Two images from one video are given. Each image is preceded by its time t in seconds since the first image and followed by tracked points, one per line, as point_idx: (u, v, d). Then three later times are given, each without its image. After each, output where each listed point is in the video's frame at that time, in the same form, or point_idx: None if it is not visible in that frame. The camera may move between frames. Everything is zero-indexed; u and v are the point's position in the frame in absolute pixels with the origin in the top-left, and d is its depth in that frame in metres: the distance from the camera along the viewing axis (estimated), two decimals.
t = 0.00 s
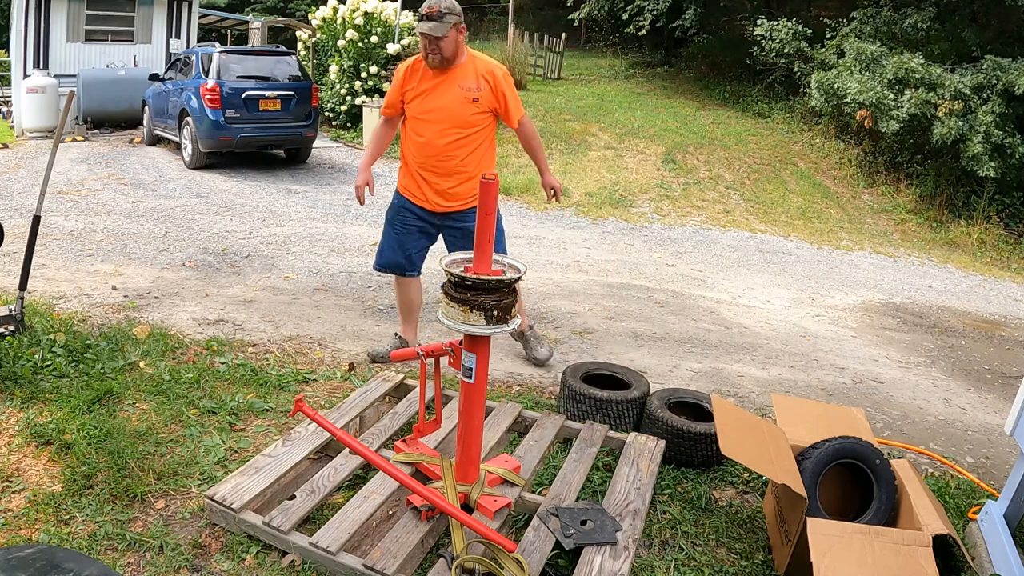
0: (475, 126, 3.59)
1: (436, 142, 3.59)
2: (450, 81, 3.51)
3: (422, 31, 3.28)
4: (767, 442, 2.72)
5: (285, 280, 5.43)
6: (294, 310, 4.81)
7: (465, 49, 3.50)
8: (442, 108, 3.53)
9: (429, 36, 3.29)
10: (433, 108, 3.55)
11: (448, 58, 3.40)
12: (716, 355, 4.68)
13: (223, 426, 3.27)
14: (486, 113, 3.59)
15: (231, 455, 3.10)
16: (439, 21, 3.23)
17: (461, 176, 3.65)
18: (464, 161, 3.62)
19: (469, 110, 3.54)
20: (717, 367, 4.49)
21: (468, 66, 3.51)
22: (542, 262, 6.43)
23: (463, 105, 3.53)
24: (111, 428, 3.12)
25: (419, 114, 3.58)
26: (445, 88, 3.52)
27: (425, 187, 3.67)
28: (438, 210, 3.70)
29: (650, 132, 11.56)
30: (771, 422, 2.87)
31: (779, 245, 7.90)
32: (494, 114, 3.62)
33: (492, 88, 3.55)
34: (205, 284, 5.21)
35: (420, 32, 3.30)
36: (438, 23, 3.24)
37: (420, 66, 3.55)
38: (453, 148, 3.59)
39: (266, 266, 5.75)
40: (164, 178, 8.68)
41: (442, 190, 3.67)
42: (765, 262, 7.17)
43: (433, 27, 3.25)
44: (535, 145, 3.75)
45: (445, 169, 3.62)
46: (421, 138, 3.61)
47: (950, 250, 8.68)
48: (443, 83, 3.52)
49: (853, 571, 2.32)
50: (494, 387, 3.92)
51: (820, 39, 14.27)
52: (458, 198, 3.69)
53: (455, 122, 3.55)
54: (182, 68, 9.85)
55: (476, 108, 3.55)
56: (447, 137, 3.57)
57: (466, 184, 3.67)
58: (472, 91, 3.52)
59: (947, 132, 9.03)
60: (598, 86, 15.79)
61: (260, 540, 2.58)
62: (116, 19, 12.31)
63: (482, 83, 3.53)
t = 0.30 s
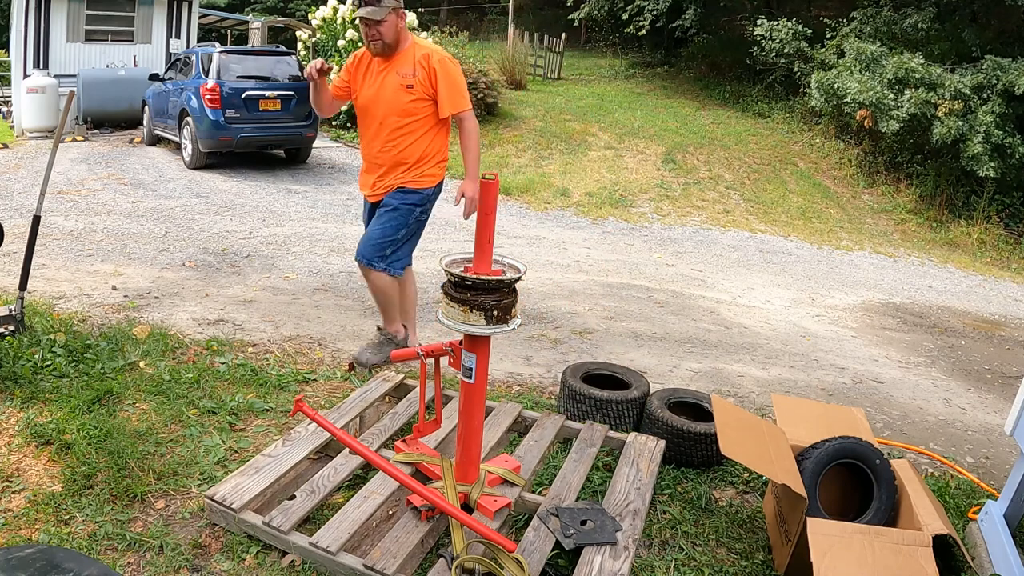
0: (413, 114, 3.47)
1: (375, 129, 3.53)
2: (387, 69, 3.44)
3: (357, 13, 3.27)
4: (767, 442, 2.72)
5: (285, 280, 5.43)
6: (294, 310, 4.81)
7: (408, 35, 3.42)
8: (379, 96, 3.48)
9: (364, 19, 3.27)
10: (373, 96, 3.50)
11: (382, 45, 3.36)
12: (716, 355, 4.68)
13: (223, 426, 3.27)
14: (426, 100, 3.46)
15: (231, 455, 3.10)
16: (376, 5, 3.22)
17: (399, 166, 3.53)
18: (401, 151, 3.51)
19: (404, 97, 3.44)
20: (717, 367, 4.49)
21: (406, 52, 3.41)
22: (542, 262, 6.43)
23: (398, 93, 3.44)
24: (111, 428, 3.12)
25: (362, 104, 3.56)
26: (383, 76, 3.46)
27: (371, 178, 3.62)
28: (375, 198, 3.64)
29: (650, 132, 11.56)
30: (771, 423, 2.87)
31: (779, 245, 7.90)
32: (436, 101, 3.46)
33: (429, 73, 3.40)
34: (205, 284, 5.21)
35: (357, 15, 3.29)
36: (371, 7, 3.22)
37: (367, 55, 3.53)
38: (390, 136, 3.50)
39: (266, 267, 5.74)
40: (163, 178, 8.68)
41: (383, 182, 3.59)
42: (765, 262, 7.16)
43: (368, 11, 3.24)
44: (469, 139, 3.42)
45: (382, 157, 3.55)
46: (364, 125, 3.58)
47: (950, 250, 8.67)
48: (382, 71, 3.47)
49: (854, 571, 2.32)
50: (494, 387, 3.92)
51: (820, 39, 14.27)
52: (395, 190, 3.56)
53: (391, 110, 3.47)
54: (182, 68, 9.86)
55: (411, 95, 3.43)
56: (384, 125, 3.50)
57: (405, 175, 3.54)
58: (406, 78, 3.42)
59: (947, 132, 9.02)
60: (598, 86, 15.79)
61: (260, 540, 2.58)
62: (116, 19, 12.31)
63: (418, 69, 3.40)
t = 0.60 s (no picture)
0: (348, 120, 3.07)
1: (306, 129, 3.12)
2: (329, 67, 3.06)
3: None
4: (767, 442, 2.72)
5: (285, 280, 5.43)
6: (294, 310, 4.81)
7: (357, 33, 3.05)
8: (315, 95, 3.08)
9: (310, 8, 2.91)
10: (307, 94, 3.11)
11: (327, 40, 2.98)
12: (716, 355, 4.68)
13: (223, 426, 3.27)
14: (364, 107, 3.07)
15: (231, 455, 3.10)
16: None
17: (325, 178, 3.11)
18: (329, 159, 3.10)
19: (341, 99, 3.05)
20: (717, 367, 4.49)
21: (353, 52, 3.04)
22: (542, 262, 6.43)
23: (335, 94, 3.05)
24: (111, 428, 3.12)
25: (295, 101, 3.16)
26: (321, 73, 3.07)
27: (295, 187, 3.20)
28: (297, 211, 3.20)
29: (650, 132, 11.56)
30: (771, 422, 2.87)
31: (779, 245, 7.89)
32: (375, 110, 3.07)
33: (372, 77, 3.02)
34: (205, 284, 5.21)
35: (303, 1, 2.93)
36: None
37: (310, 47, 3.15)
38: (320, 141, 3.09)
39: (266, 267, 5.74)
40: (163, 178, 8.68)
41: (307, 192, 3.16)
42: (765, 262, 7.17)
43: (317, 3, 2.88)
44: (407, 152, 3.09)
45: (308, 161, 3.12)
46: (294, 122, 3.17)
47: (950, 250, 8.67)
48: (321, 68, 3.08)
49: (854, 570, 2.32)
50: (494, 387, 3.92)
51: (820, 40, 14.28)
52: (318, 204, 3.13)
53: (326, 113, 3.07)
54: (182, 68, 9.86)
55: (349, 97, 3.04)
56: (316, 126, 3.09)
57: (330, 188, 3.12)
58: (347, 79, 3.03)
59: (947, 132, 9.03)
60: (598, 86, 15.80)
61: (260, 540, 2.58)
62: (116, 19, 12.31)
63: (361, 71, 3.02)
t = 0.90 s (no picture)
0: (306, 108, 2.90)
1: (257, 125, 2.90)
2: (277, 51, 2.86)
3: None
4: (767, 442, 2.72)
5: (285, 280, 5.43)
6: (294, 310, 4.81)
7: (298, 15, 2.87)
8: (264, 84, 2.87)
9: None
10: (254, 82, 2.88)
11: (276, 24, 2.78)
12: (716, 355, 4.68)
13: (223, 426, 3.27)
14: (320, 92, 2.91)
15: (231, 455, 3.10)
16: None
17: (284, 173, 2.93)
18: (287, 152, 2.91)
19: (297, 86, 2.87)
20: (717, 367, 4.50)
21: (299, 36, 2.86)
22: (542, 263, 6.43)
23: (289, 81, 2.86)
24: (111, 428, 3.12)
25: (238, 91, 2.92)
26: (267, 63, 2.86)
27: (243, 186, 2.95)
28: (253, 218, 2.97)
29: (650, 132, 11.57)
30: (771, 422, 2.87)
31: (779, 245, 7.89)
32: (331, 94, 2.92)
33: (327, 59, 2.87)
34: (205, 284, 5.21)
35: None
36: None
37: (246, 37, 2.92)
38: (278, 135, 2.89)
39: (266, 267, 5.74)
40: (163, 178, 8.68)
41: (266, 193, 2.94)
42: (765, 262, 7.16)
43: None
44: (356, 140, 2.97)
45: (266, 161, 2.91)
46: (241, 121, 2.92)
47: (950, 250, 8.67)
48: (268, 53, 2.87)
49: (854, 571, 2.32)
50: (494, 387, 3.92)
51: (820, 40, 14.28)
52: (283, 202, 2.95)
53: (280, 102, 2.87)
54: (182, 67, 9.86)
55: (305, 84, 2.87)
56: (271, 121, 2.88)
57: (292, 185, 2.95)
58: (302, 63, 2.86)
59: (947, 132, 9.02)
60: (598, 86, 15.80)
61: (260, 540, 2.58)
62: (116, 19, 12.30)
63: (317, 55, 2.86)
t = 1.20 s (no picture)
0: (242, 118, 2.66)
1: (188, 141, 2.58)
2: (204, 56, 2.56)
3: None
4: (767, 442, 2.72)
5: (285, 280, 5.43)
6: (294, 310, 4.81)
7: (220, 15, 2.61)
8: (196, 93, 2.56)
9: None
10: (183, 91, 2.55)
11: (212, 24, 2.51)
12: (716, 355, 4.68)
13: (223, 426, 3.27)
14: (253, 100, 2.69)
15: (231, 455, 3.10)
16: None
17: (224, 193, 2.67)
18: (225, 168, 2.65)
19: (232, 94, 2.61)
20: (717, 367, 4.50)
21: (227, 37, 2.60)
22: (542, 263, 6.43)
23: (224, 88, 2.59)
24: (111, 429, 3.12)
25: (160, 102, 2.55)
26: (194, 70, 2.55)
27: (174, 210, 2.63)
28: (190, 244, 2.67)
29: (650, 132, 11.57)
30: (771, 422, 2.87)
31: (779, 245, 7.89)
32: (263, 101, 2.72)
33: (261, 63, 2.66)
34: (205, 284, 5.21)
35: None
36: None
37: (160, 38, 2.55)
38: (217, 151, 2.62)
39: (266, 266, 5.74)
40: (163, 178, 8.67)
41: (204, 216, 2.66)
42: (765, 262, 7.16)
43: None
44: (299, 147, 2.90)
45: (204, 180, 2.62)
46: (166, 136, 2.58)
47: (950, 250, 8.67)
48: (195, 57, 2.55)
49: (854, 571, 2.32)
50: (494, 387, 3.92)
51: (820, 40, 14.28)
52: (223, 223, 2.69)
53: (216, 113, 2.59)
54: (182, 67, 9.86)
55: (240, 92, 2.63)
56: (206, 134, 2.59)
57: (233, 203, 2.70)
58: (234, 67, 2.60)
59: (947, 132, 9.02)
60: (598, 86, 15.80)
61: (260, 540, 2.58)
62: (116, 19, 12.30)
63: (249, 57, 2.63)
